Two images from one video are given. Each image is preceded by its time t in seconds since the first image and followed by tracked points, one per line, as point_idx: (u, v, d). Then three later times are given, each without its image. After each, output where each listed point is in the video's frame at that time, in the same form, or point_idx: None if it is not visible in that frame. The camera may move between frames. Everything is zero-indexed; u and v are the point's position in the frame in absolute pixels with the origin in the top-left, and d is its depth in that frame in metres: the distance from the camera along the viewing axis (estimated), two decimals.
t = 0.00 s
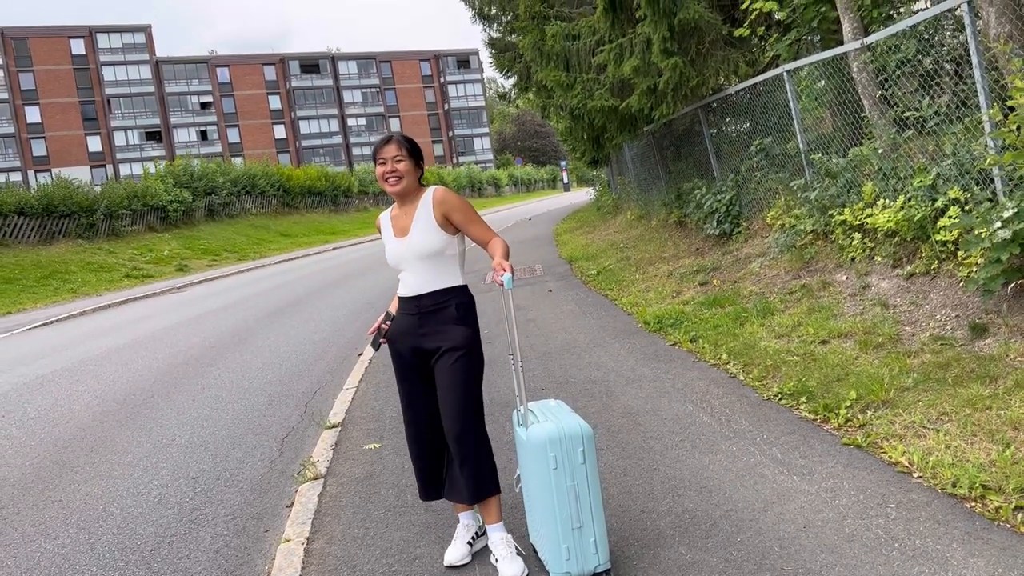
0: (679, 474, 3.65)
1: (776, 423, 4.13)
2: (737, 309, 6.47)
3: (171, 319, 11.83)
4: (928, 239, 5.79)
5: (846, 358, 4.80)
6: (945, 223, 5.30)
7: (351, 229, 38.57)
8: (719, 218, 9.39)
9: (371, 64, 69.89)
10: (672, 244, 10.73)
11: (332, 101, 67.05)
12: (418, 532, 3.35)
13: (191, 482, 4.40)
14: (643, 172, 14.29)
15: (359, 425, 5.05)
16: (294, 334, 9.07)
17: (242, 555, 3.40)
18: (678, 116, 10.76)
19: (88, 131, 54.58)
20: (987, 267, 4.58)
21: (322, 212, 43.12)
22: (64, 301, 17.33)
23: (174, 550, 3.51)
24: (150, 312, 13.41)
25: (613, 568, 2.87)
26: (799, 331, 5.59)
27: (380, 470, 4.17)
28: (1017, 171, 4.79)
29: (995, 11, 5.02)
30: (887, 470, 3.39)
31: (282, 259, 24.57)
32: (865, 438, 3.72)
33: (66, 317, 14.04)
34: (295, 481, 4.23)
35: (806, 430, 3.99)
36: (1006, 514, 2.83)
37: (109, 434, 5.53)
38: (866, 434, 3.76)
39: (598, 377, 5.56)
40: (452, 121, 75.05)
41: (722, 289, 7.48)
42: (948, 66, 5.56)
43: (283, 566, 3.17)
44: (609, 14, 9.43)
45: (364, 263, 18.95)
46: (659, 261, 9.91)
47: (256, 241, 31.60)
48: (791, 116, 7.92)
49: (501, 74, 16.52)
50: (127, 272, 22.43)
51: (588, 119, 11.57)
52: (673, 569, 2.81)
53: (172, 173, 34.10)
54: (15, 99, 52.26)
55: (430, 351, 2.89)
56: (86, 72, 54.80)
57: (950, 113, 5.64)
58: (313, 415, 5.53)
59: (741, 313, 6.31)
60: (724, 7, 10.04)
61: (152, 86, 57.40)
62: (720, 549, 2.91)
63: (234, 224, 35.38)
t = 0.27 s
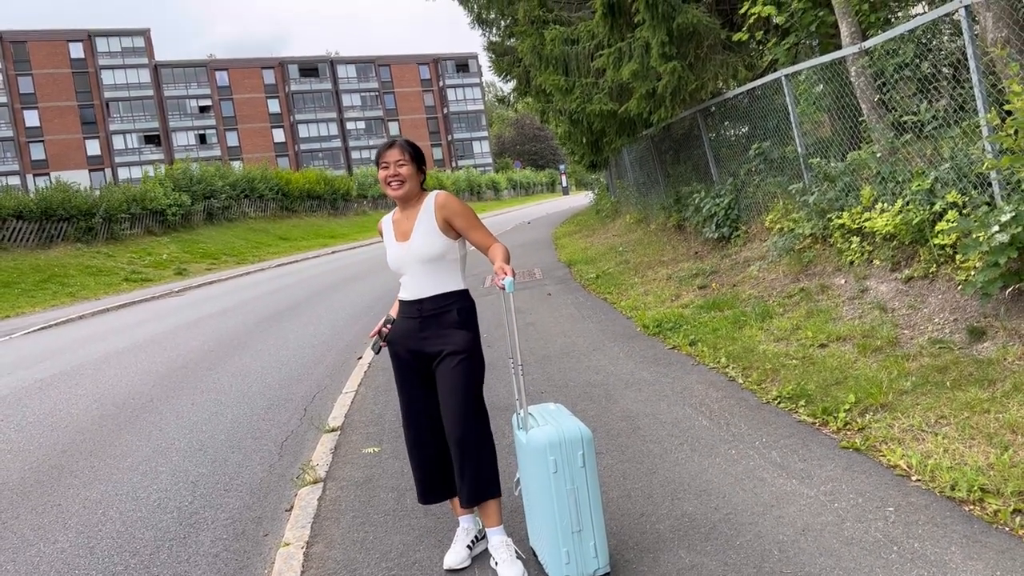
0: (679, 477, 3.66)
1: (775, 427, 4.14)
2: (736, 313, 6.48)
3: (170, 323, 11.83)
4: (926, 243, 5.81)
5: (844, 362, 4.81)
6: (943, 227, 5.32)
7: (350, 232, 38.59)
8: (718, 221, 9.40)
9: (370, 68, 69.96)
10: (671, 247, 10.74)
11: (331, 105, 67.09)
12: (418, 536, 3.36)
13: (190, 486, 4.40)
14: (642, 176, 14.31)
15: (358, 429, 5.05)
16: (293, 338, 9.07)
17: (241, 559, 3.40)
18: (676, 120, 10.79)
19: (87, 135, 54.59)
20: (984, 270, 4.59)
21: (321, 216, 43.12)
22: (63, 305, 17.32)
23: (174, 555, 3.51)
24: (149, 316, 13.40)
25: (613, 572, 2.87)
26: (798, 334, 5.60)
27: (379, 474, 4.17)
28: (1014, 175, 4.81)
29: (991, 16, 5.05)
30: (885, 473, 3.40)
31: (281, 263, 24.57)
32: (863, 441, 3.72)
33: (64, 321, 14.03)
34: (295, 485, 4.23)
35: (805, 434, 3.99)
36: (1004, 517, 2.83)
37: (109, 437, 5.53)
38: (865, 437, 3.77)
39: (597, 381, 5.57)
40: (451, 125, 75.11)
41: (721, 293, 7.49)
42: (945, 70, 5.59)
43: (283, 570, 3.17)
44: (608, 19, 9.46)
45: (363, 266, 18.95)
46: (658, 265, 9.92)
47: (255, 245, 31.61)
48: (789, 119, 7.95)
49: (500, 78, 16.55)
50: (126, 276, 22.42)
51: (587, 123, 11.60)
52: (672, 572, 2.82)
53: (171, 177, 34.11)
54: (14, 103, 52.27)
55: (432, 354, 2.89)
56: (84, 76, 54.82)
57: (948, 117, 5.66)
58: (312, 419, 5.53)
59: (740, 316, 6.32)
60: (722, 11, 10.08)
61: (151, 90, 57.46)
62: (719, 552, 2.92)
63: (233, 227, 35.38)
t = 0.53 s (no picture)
0: (677, 479, 3.67)
1: (773, 429, 4.15)
2: (734, 315, 6.49)
3: (169, 325, 11.83)
4: (924, 245, 5.83)
5: (842, 364, 4.82)
6: (941, 229, 5.33)
7: (349, 234, 38.59)
8: (717, 224, 9.41)
9: (369, 70, 69.98)
10: (670, 249, 10.75)
11: (330, 106, 67.11)
12: (417, 538, 3.36)
13: (189, 488, 4.40)
14: (641, 178, 14.33)
15: (357, 431, 5.05)
16: (291, 339, 9.07)
17: (240, 561, 3.40)
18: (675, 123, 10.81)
19: (85, 136, 54.58)
20: (982, 273, 4.61)
21: (320, 218, 43.12)
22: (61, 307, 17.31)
23: (173, 556, 3.51)
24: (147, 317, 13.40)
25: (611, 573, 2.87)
26: (796, 336, 5.61)
27: (378, 476, 4.17)
28: (1012, 178, 4.82)
29: (989, 20, 5.12)
30: (883, 476, 3.40)
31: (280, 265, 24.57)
32: (862, 443, 3.73)
33: (63, 323, 14.03)
34: (294, 487, 4.23)
35: (803, 436, 4.00)
36: (1001, 519, 2.84)
37: (107, 439, 5.53)
38: (863, 440, 3.77)
39: (596, 383, 5.57)
40: (450, 127, 75.16)
41: (719, 295, 7.51)
42: (943, 73, 5.61)
43: (282, 572, 3.17)
44: (607, 21, 9.48)
45: (361, 268, 18.95)
46: (657, 267, 9.93)
47: (253, 247, 31.59)
48: (788, 122, 7.97)
49: (499, 81, 16.56)
50: (125, 278, 22.42)
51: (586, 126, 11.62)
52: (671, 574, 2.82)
53: (170, 178, 34.10)
54: (13, 104, 52.27)
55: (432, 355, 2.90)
56: (83, 77, 54.81)
57: (946, 120, 5.69)
58: (311, 421, 5.53)
59: (738, 319, 6.33)
60: (721, 14, 10.10)
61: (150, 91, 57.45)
62: (718, 554, 2.92)
63: (232, 229, 35.37)
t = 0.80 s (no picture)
0: (676, 481, 3.66)
1: (772, 431, 4.15)
2: (733, 316, 6.49)
3: (166, 325, 11.81)
4: (922, 247, 5.83)
5: (841, 366, 4.82)
6: (940, 231, 5.34)
7: (347, 234, 38.57)
8: (715, 225, 9.42)
9: (367, 70, 69.95)
10: (668, 250, 10.75)
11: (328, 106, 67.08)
12: (415, 539, 3.35)
13: (187, 488, 4.39)
14: (639, 179, 14.33)
15: (356, 431, 5.04)
16: (289, 340, 9.05)
17: (239, 562, 3.39)
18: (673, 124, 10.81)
19: (83, 136, 54.49)
20: (981, 275, 4.61)
21: (318, 218, 43.09)
22: (58, 306, 17.27)
23: (171, 557, 3.50)
24: (144, 317, 13.37)
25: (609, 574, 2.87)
26: (795, 338, 5.61)
27: (377, 477, 4.16)
28: (1011, 180, 4.82)
29: (988, 21, 5.14)
30: (882, 477, 3.41)
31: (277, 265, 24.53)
32: (861, 445, 3.73)
33: (60, 323, 14.00)
34: (292, 488, 4.22)
35: (802, 437, 4.00)
36: (1001, 521, 2.84)
37: (104, 439, 5.51)
38: (862, 441, 3.78)
39: (594, 384, 5.56)
40: (448, 127, 75.14)
41: (718, 296, 7.51)
42: (942, 75, 5.62)
43: (280, 573, 3.16)
44: (606, 22, 9.48)
45: (360, 268, 18.93)
46: (655, 268, 9.93)
47: (251, 247, 31.56)
48: (787, 123, 7.97)
49: (498, 81, 16.56)
50: (122, 277, 22.37)
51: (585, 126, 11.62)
52: None
53: (167, 178, 34.05)
54: (10, 103, 52.16)
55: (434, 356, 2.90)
56: (80, 76, 54.72)
57: (945, 122, 5.69)
58: (309, 421, 5.52)
59: (737, 320, 6.33)
60: (720, 15, 10.11)
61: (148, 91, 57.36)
62: (717, 556, 2.92)
63: (229, 229, 35.32)
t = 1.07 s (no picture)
0: (675, 481, 3.65)
1: (772, 431, 4.14)
2: (732, 316, 6.48)
3: (165, 322, 11.79)
4: (922, 247, 5.82)
5: (841, 366, 4.81)
6: (940, 231, 5.33)
7: (346, 233, 38.55)
8: (714, 224, 9.41)
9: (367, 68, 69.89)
10: (668, 250, 10.74)
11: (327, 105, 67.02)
12: (414, 539, 3.34)
13: (184, 487, 4.37)
14: (638, 178, 14.32)
15: (354, 430, 5.03)
16: (287, 338, 9.03)
17: (236, 561, 3.38)
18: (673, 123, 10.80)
19: (82, 133, 54.42)
20: (981, 275, 4.60)
21: (317, 216, 43.05)
22: (57, 304, 17.24)
23: (168, 556, 3.49)
24: (142, 315, 13.35)
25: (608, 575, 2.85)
26: (795, 338, 5.60)
27: (375, 476, 4.15)
28: (1012, 180, 4.81)
29: (988, 21, 5.13)
30: (882, 478, 3.40)
31: (276, 263, 24.50)
32: (860, 445, 3.72)
33: (58, 320, 13.97)
34: (290, 487, 4.21)
35: (802, 437, 3.99)
36: (1001, 522, 2.83)
37: (102, 438, 5.50)
38: (862, 442, 3.76)
39: (593, 383, 5.55)
40: (447, 126, 75.09)
41: (717, 296, 7.50)
42: (942, 74, 5.61)
43: (278, 572, 3.15)
44: (606, 21, 9.47)
45: (358, 267, 18.91)
46: (655, 267, 9.92)
47: (250, 245, 31.51)
48: (786, 123, 7.96)
49: (497, 80, 16.54)
50: (121, 275, 22.34)
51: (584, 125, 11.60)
52: None
53: (166, 176, 34.01)
54: (9, 100, 52.09)
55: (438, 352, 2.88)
56: (80, 74, 54.65)
57: (945, 121, 5.68)
58: (307, 420, 5.50)
59: (736, 319, 6.32)
60: (720, 14, 10.10)
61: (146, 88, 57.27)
62: (716, 557, 2.90)
63: (228, 227, 35.29)
